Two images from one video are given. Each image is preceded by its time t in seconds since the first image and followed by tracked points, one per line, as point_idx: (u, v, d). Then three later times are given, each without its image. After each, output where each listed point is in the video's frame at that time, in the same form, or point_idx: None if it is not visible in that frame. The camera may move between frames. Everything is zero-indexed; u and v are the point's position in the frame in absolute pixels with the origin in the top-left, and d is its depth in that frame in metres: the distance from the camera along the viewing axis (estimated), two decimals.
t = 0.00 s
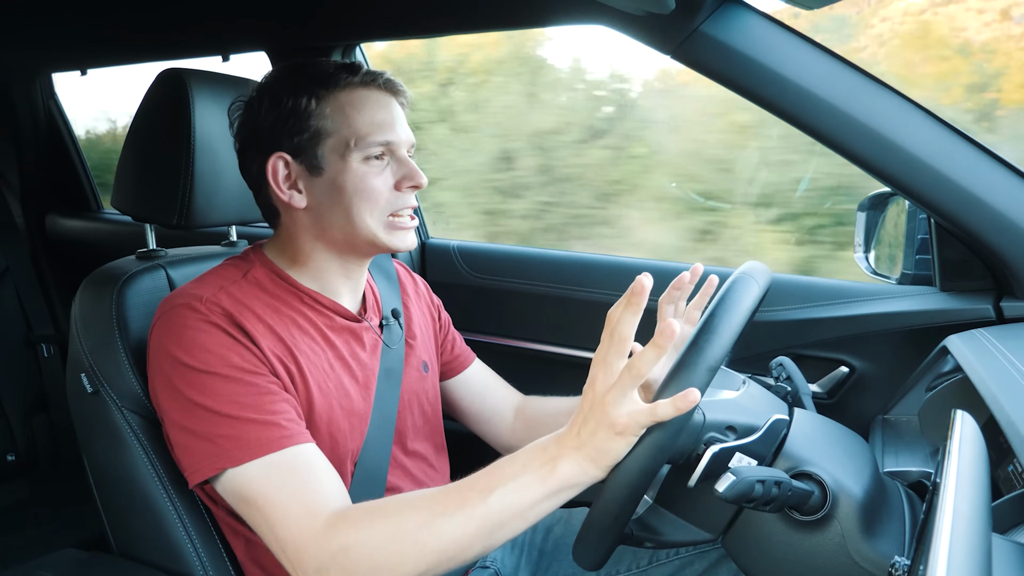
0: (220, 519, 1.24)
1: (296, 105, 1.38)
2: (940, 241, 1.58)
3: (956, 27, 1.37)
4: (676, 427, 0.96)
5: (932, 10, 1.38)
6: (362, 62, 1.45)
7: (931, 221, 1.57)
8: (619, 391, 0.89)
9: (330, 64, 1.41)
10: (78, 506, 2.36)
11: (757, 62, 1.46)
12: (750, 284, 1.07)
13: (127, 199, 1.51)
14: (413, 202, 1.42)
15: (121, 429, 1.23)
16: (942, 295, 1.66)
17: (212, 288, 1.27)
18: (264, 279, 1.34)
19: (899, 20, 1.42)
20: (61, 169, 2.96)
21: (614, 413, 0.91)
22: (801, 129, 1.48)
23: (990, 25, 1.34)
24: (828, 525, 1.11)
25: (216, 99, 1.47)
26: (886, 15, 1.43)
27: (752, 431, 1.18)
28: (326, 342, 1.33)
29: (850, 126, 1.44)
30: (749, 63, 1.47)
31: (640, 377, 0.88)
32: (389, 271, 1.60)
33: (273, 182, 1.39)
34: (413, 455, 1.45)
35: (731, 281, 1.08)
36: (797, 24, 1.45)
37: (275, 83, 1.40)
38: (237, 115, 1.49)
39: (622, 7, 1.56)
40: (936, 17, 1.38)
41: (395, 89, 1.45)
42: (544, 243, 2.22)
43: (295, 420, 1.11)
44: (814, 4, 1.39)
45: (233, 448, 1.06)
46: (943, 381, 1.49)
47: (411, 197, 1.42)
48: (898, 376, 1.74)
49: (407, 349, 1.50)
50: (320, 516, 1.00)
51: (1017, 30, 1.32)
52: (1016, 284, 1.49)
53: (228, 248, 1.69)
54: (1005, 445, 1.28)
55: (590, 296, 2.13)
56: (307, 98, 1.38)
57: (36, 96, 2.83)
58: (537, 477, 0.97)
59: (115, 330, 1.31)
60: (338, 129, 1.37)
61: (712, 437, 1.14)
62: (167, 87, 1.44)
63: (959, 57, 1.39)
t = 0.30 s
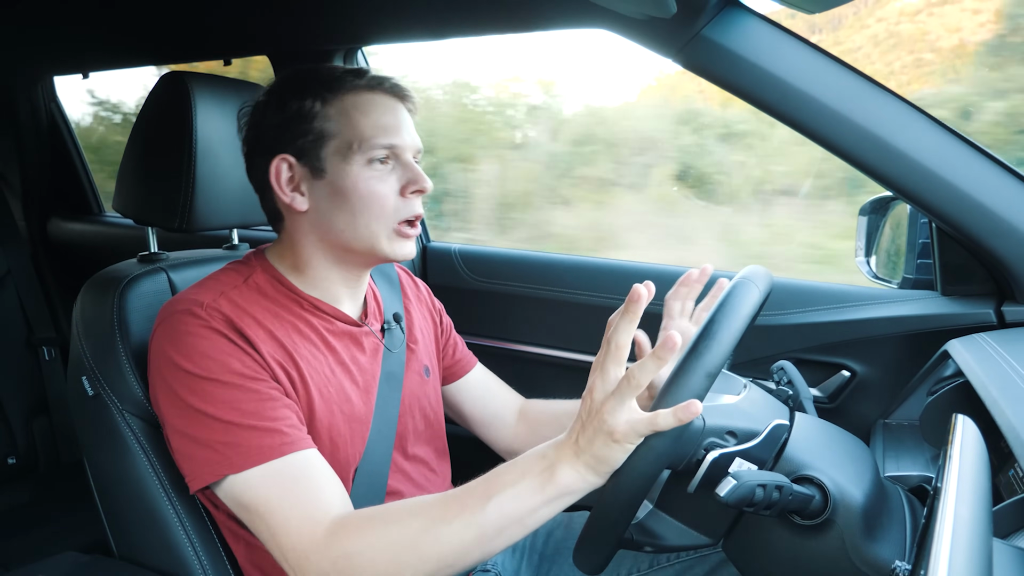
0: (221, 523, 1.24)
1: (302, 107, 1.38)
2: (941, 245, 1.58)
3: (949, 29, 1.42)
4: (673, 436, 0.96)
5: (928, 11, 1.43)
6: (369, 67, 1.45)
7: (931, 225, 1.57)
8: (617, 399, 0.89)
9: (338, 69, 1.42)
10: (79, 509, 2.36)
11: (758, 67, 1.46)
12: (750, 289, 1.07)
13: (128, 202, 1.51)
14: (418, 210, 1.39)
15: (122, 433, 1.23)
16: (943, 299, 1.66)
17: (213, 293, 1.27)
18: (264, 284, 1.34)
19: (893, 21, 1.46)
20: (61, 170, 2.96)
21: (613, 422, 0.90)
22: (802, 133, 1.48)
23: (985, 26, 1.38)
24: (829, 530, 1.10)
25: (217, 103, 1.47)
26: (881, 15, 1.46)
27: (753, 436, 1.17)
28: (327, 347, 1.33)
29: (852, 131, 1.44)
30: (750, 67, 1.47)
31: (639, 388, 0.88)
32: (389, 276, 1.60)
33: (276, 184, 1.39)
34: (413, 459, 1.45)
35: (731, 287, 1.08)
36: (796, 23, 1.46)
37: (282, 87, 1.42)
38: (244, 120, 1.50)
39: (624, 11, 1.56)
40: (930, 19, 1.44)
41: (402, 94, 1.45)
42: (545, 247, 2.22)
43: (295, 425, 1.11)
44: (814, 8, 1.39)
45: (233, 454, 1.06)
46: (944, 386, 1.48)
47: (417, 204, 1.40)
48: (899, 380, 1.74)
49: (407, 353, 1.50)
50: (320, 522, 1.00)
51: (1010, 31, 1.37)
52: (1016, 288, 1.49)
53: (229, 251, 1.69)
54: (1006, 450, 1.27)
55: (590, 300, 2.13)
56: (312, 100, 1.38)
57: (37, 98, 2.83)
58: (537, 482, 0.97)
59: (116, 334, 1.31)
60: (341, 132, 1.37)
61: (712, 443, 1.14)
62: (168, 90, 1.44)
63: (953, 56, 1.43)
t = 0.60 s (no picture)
0: (221, 522, 1.24)
1: (324, 109, 1.38)
2: (942, 246, 1.58)
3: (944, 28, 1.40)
4: (674, 438, 0.96)
5: (922, 10, 1.40)
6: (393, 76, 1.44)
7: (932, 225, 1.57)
8: (619, 401, 0.89)
9: (364, 75, 1.41)
10: (80, 508, 2.36)
11: (759, 66, 1.46)
12: (750, 290, 1.07)
13: (129, 202, 1.52)
14: (425, 221, 1.41)
15: (122, 432, 1.23)
16: (944, 300, 1.66)
17: (214, 291, 1.27)
18: (265, 283, 1.34)
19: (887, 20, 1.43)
20: (63, 168, 2.95)
21: (614, 422, 0.90)
22: (803, 133, 1.48)
23: (978, 25, 1.37)
24: (829, 530, 1.10)
25: (219, 103, 1.47)
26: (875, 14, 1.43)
27: (753, 438, 1.16)
28: (328, 345, 1.33)
29: (852, 130, 1.44)
30: (751, 67, 1.47)
31: (641, 389, 0.88)
32: (387, 277, 1.60)
33: (290, 182, 1.38)
34: (414, 459, 1.45)
35: (731, 288, 1.08)
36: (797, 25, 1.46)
37: (304, 86, 1.41)
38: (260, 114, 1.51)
39: (625, 11, 1.56)
40: (925, 18, 1.40)
41: (421, 108, 1.45)
42: (545, 247, 2.22)
43: (296, 422, 1.11)
44: (815, 8, 1.39)
45: (234, 450, 1.06)
46: (944, 387, 1.48)
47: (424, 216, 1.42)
48: (900, 381, 1.74)
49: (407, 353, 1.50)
50: (320, 519, 1.00)
51: (1004, 30, 1.36)
52: (1018, 289, 1.49)
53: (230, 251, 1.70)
54: (1006, 451, 1.27)
55: (591, 300, 2.13)
56: (336, 103, 1.38)
57: (39, 98, 2.84)
58: (537, 482, 0.97)
59: (116, 333, 1.31)
60: (360, 139, 1.37)
61: (712, 444, 1.14)
62: (170, 90, 1.44)
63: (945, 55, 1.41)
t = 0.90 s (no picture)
0: (223, 519, 1.24)
1: (305, 100, 1.39)
2: (944, 242, 1.58)
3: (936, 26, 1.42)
4: (677, 432, 0.96)
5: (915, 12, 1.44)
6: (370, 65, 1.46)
7: (934, 222, 1.57)
8: (622, 395, 0.89)
9: (339, 64, 1.43)
10: (83, 505, 2.37)
11: (760, 63, 1.46)
12: (753, 285, 1.07)
13: (131, 199, 1.52)
14: (416, 202, 1.42)
15: (124, 429, 1.23)
16: (946, 296, 1.66)
17: (212, 289, 1.27)
18: (263, 279, 1.34)
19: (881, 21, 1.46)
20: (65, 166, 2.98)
21: (617, 417, 0.90)
22: (804, 129, 1.47)
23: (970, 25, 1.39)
24: (831, 526, 1.11)
25: (220, 101, 1.47)
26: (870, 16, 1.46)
27: (756, 433, 1.18)
28: (327, 341, 1.33)
29: (852, 127, 1.43)
30: (751, 63, 1.47)
31: (644, 382, 0.88)
32: (390, 273, 1.61)
33: (277, 174, 1.39)
34: (416, 454, 1.45)
35: (733, 284, 1.08)
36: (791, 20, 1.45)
37: (284, 79, 1.42)
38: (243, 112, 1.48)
39: (626, 8, 1.56)
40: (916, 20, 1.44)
41: (400, 92, 1.46)
42: (547, 244, 2.22)
43: (296, 418, 1.11)
44: (817, 5, 1.39)
45: (233, 447, 1.06)
46: (946, 383, 1.48)
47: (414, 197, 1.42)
48: (902, 377, 1.73)
49: (409, 349, 1.50)
50: (322, 515, 1.00)
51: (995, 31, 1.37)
52: (1019, 285, 1.49)
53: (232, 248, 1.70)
54: (1008, 447, 1.27)
55: (593, 297, 2.13)
56: (315, 92, 1.39)
57: (41, 96, 2.86)
58: (540, 478, 0.97)
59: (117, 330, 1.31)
60: (343, 124, 1.38)
61: (715, 439, 1.15)
62: (171, 88, 1.44)
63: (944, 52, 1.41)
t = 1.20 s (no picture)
0: (224, 523, 1.24)
1: (302, 102, 1.39)
2: (945, 247, 1.58)
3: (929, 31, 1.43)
4: (677, 435, 0.96)
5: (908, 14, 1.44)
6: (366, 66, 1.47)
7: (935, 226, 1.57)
8: (623, 398, 0.89)
9: (335, 66, 1.43)
10: (83, 508, 2.37)
11: (760, 68, 1.46)
12: (754, 289, 1.07)
13: (132, 202, 1.52)
14: (413, 204, 1.42)
15: (124, 432, 1.24)
16: (947, 301, 1.66)
17: (211, 295, 1.27)
18: (263, 285, 1.34)
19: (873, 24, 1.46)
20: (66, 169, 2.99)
21: (618, 420, 0.90)
22: (804, 134, 1.47)
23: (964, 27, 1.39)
24: (832, 530, 1.10)
25: (222, 103, 1.47)
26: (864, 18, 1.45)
27: (756, 437, 1.17)
28: (326, 345, 1.33)
29: (852, 133, 1.43)
30: (751, 69, 1.47)
31: (644, 385, 0.87)
32: (390, 276, 1.61)
33: (274, 176, 1.39)
34: (418, 458, 1.45)
35: (734, 287, 1.08)
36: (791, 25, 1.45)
37: (280, 80, 1.42)
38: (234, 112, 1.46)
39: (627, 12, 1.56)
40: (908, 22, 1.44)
41: (396, 94, 1.47)
42: (547, 248, 2.22)
43: (296, 425, 1.11)
44: (817, 9, 1.39)
45: (233, 455, 1.06)
46: (947, 387, 1.48)
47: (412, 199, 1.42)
48: (902, 381, 1.74)
49: (410, 351, 1.50)
50: (322, 521, 1.00)
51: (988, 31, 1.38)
52: (1019, 289, 1.49)
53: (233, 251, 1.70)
54: (1009, 452, 1.27)
55: (593, 301, 2.13)
56: (313, 95, 1.39)
57: (42, 99, 2.86)
58: (541, 481, 0.97)
59: (117, 334, 1.31)
60: (341, 126, 1.38)
61: (716, 442, 1.14)
62: (173, 91, 1.44)
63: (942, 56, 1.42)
